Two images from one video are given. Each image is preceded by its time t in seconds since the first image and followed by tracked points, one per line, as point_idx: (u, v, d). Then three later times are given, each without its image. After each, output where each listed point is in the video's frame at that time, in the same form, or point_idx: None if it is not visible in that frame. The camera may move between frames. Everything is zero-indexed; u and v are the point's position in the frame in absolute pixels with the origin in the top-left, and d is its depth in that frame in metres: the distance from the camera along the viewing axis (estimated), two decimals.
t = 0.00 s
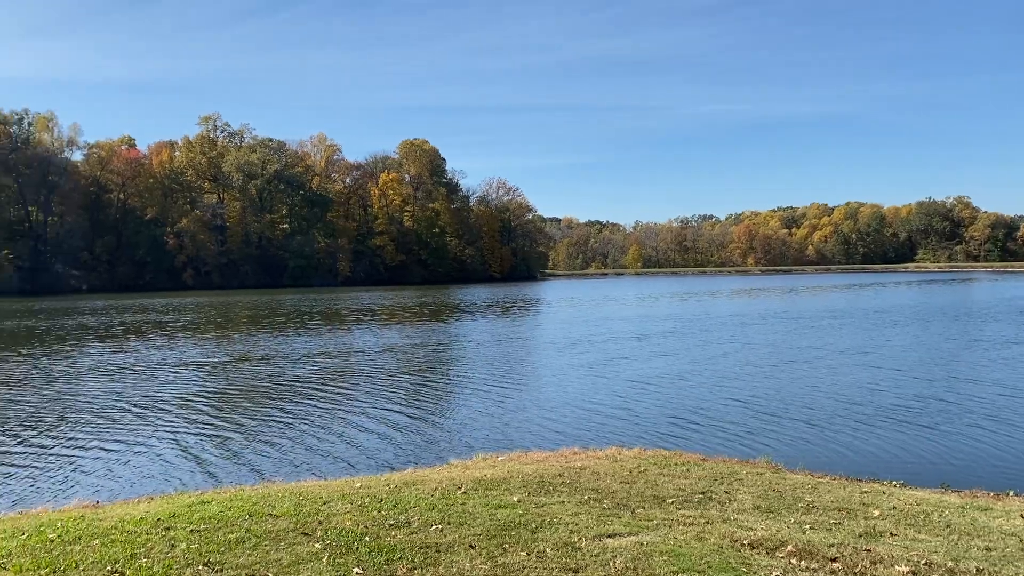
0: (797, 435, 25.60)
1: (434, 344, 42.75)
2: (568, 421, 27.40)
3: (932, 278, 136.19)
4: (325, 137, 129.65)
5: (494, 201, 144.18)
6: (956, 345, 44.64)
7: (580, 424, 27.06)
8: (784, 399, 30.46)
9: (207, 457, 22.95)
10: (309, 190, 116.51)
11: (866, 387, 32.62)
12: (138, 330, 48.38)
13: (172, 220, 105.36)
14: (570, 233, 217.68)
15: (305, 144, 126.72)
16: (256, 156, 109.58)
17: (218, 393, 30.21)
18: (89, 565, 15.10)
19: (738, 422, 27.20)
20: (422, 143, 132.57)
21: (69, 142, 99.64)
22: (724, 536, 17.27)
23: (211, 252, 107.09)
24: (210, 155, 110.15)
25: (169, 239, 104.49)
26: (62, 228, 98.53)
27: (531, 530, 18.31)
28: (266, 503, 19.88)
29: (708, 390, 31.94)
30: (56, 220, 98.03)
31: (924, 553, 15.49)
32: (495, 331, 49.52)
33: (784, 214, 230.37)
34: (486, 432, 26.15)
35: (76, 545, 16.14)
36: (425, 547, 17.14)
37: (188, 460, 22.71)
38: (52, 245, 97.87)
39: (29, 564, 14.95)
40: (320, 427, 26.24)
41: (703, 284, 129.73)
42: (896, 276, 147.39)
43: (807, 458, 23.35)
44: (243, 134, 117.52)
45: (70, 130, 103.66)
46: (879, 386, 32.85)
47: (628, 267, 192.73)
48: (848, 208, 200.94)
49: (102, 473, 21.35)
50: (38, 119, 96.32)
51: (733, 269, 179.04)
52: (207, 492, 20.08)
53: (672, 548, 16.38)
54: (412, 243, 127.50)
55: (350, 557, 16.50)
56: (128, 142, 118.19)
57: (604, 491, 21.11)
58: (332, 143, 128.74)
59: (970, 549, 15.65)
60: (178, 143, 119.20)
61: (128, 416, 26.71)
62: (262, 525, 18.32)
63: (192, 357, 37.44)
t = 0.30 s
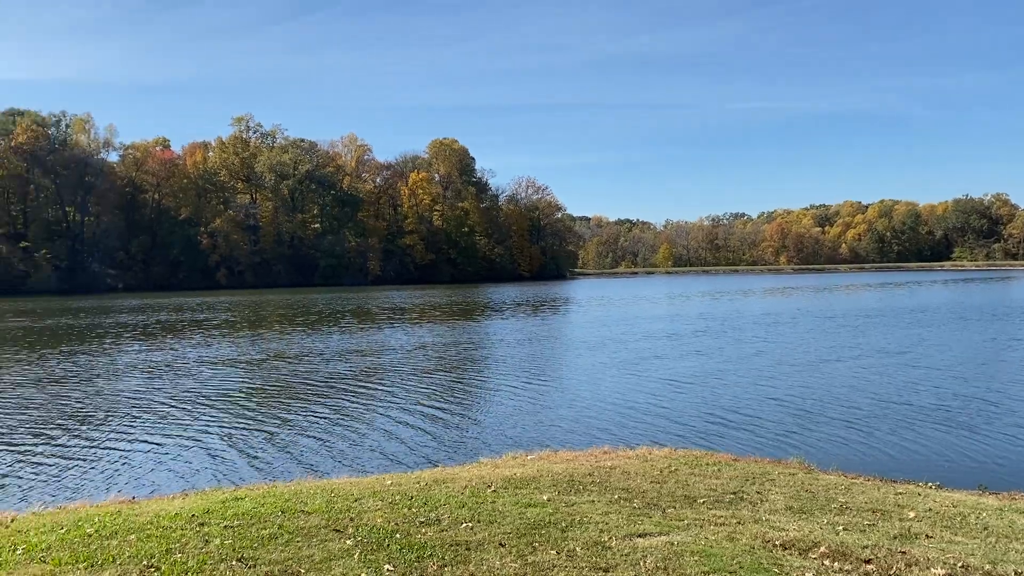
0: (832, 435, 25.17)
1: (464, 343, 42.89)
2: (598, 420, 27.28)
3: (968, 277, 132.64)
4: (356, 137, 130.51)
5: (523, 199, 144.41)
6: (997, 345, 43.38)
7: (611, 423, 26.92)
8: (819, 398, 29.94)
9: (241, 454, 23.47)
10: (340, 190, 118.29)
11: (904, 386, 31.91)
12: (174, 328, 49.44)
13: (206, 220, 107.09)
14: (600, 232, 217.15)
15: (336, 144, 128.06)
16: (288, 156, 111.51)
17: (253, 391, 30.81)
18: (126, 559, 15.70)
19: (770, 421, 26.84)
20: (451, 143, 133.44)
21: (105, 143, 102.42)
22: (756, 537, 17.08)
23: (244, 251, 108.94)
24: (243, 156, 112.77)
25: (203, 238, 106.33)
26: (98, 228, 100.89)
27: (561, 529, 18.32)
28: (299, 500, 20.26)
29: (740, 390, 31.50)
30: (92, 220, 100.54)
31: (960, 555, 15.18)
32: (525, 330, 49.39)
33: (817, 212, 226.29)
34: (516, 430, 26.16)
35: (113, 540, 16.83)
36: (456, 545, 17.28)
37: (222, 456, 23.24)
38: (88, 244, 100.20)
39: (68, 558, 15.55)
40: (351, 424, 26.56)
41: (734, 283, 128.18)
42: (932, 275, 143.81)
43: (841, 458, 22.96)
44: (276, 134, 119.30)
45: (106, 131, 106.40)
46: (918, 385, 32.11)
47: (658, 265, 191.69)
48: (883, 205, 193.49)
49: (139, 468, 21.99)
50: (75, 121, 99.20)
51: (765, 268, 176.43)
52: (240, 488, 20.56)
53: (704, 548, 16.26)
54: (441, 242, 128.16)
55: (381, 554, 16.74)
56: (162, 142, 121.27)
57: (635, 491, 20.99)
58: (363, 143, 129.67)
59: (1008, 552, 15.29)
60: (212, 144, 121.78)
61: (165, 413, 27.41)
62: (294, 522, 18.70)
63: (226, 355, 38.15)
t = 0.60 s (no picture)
0: (867, 436, 24.64)
1: (494, 341, 42.91)
2: (627, 419, 27.05)
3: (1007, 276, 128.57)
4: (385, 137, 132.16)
5: (552, 198, 144.38)
6: None
7: (640, 422, 26.73)
8: (855, 398, 29.36)
9: (273, 449, 23.97)
10: (369, 190, 119.23)
11: (943, 386, 31.13)
12: (208, 327, 50.36)
13: (238, 220, 109.96)
14: (629, 230, 216.35)
15: (365, 144, 129.70)
16: (319, 156, 112.97)
17: (286, 387, 31.33)
18: (160, 553, 16.38)
19: (805, 422, 26.36)
20: (480, 142, 133.92)
21: (138, 144, 104.93)
22: (786, 537, 16.89)
23: (275, 250, 110.39)
24: (274, 156, 114.58)
25: (235, 238, 108.07)
26: (133, 228, 102.97)
27: (590, 528, 18.31)
28: (329, 497, 20.61)
29: (773, 389, 31.00)
30: (128, 220, 102.92)
31: (996, 559, 14.88)
32: (556, 330, 48.99)
33: (850, 209, 221.76)
34: (544, 429, 26.05)
35: (147, 535, 17.56)
36: (485, 543, 17.39)
37: (254, 451, 23.77)
38: (122, 244, 102.24)
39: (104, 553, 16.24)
40: (381, 422, 26.83)
41: (765, 282, 126.11)
42: (969, 273, 139.67)
43: (874, 459, 22.54)
44: (305, 135, 120.71)
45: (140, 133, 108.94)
46: (957, 385, 31.29)
47: (688, 264, 190.60)
48: (918, 203, 188.54)
49: (175, 462, 22.62)
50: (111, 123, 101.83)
51: (797, 266, 173.59)
52: (272, 485, 21.02)
53: (733, 548, 16.13)
54: (469, 241, 128.88)
55: (410, 551, 16.98)
56: (196, 143, 124.65)
57: (663, 491, 20.87)
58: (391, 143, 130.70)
59: None
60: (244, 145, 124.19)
61: (202, 408, 28.09)
62: (324, 518, 19.11)
63: (258, 353, 38.75)
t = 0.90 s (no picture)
0: (902, 436, 24.12)
1: (524, 340, 42.84)
2: (656, 418, 26.81)
3: None
4: (415, 136, 132.73)
5: (581, 196, 144.03)
6: None
7: (669, 421, 26.49)
8: (891, 398, 28.72)
9: (304, 444, 24.44)
10: (399, 189, 121.48)
11: (983, 386, 30.30)
12: (239, 325, 51.16)
13: (270, 220, 111.29)
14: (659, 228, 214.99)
15: (395, 143, 130.36)
16: (349, 156, 114.47)
17: (318, 384, 31.76)
18: (193, 548, 17.14)
19: (838, 422, 25.90)
20: (509, 140, 134.15)
21: (172, 144, 107.34)
22: (818, 538, 16.71)
23: (307, 248, 112.01)
24: (304, 156, 116.67)
25: (267, 237, 109.63)
26: (167, 228, 105.12)
27: (618, 527, 18.28)
28: (359, 493, 20.94)
29: (806, 389, 30.44)
30: (161, 220, 104.96)
31: None
32: (587, 328, 48.47)
33: (884, 206, 217.04)
34: (574, 428, 25.93)
35: (181, 530, 18.29)
36: (513, 541, 17.48)
37: (285, 447, 24.21)
38: (157, 243, 104.57)
39: (138, 547, 17.03)
40: (412, 418, 27.02)
41: (798, 280, 123.89)
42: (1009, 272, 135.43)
43: (909, 460, 22.07)
44: (336, 134, 122.37)
45: (174, 133, 111.44)
46: (998, 385, 30.42)
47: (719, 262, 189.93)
48: (954, 200, 182.82)
49: (209, 456, 23.24)
50: (145, 124, 104.51)
51: (829, 264, 170.68)
52: (303, 480, 21.44)
53: (763, 548, 16.03)
54: (498, 240, 128.31)
55: (439, 547, 17.21)
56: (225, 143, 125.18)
57: (693, 490, 20.72)
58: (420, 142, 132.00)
59: None
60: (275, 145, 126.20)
61: (237, 404, 28.71)
62: (354, 514, 19.49)
63: (289, 351, 39.19)
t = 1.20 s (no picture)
0: (941, 437, 23.52)
1: (554, 338, 42.71)
2: (688, 417, 26.52)
3: None
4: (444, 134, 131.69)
5: (611, 193, 143.25)
6: None
7: (700, 420, 26.19)
8: (930, 397, 28.00)
9: (336, 439, 24.78)
10: (429, 186, 122.77)
11: None
12: (272, 322, 51.92)
13: (302, 217, 113.13)
14: (690, 225, 212.88)
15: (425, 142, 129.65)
16: (380, 154, 115.28)
17: (348, 380, 32.09)
18: (227, 542, 17.66)
19: (875, 421, 25.34)
20: (538, 138, 134.34)
21: (207, 144, 109.55)
22: (852, 538, 16.47)
23: (338, 247, 112.86)
24: (336, 155, 116.64)
25: (299, 235, 111.50)
26: (202, 225, 108.75)
27: (649, 525, 18.18)
28: (390, 489, 21.20)
29: (841, 388, 29.81)
30: (197, 218, 108.55)
31: None
32: (617, 326, 48.11)
33: (921, 203, 211.76)
34: (603, 425, 25.77)
35: (215, 524, 18.84)
36: (543, 538, 17.53)
37: (318, 441, 24.55)
38: (192, 242, 107.43)
39: (175, 541, 17.62)
40: (443, 415, 27.16)
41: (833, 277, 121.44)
42: None
43: (947, 460, 21.54)
44: (367, 133, 123.06)
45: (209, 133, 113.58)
46: None
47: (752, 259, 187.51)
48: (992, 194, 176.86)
49: (244, 450, 23.73)
50: (179, 123, 106.42)
51: (864, 262, 167.17)
52: (336, 476, 21.75)
53: (796, 548, 15.85)
54: (528, 237, 128.65)
55: (469, 544, 17.35)
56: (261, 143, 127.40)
57: (725, 490, 20.51)
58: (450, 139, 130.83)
59: None
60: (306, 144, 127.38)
61: (270, 400, 29.22)
62: (386, 510, 19.76)
63: (320, 348, 39.65)
